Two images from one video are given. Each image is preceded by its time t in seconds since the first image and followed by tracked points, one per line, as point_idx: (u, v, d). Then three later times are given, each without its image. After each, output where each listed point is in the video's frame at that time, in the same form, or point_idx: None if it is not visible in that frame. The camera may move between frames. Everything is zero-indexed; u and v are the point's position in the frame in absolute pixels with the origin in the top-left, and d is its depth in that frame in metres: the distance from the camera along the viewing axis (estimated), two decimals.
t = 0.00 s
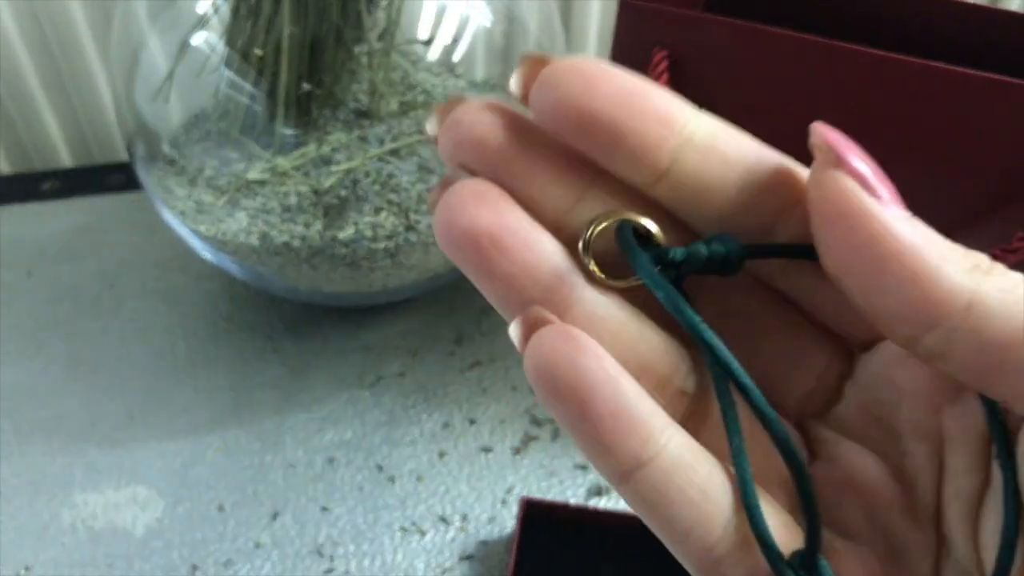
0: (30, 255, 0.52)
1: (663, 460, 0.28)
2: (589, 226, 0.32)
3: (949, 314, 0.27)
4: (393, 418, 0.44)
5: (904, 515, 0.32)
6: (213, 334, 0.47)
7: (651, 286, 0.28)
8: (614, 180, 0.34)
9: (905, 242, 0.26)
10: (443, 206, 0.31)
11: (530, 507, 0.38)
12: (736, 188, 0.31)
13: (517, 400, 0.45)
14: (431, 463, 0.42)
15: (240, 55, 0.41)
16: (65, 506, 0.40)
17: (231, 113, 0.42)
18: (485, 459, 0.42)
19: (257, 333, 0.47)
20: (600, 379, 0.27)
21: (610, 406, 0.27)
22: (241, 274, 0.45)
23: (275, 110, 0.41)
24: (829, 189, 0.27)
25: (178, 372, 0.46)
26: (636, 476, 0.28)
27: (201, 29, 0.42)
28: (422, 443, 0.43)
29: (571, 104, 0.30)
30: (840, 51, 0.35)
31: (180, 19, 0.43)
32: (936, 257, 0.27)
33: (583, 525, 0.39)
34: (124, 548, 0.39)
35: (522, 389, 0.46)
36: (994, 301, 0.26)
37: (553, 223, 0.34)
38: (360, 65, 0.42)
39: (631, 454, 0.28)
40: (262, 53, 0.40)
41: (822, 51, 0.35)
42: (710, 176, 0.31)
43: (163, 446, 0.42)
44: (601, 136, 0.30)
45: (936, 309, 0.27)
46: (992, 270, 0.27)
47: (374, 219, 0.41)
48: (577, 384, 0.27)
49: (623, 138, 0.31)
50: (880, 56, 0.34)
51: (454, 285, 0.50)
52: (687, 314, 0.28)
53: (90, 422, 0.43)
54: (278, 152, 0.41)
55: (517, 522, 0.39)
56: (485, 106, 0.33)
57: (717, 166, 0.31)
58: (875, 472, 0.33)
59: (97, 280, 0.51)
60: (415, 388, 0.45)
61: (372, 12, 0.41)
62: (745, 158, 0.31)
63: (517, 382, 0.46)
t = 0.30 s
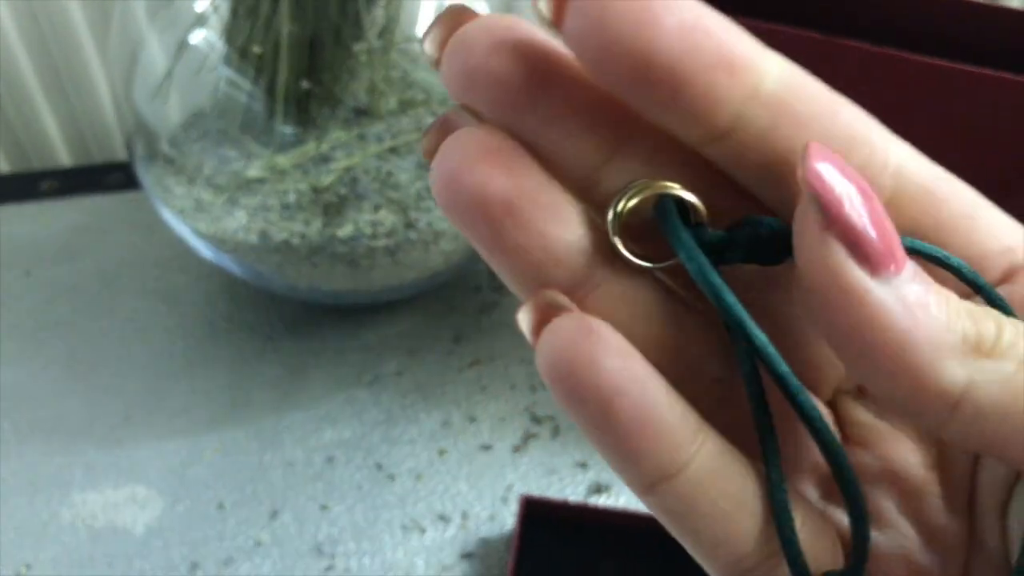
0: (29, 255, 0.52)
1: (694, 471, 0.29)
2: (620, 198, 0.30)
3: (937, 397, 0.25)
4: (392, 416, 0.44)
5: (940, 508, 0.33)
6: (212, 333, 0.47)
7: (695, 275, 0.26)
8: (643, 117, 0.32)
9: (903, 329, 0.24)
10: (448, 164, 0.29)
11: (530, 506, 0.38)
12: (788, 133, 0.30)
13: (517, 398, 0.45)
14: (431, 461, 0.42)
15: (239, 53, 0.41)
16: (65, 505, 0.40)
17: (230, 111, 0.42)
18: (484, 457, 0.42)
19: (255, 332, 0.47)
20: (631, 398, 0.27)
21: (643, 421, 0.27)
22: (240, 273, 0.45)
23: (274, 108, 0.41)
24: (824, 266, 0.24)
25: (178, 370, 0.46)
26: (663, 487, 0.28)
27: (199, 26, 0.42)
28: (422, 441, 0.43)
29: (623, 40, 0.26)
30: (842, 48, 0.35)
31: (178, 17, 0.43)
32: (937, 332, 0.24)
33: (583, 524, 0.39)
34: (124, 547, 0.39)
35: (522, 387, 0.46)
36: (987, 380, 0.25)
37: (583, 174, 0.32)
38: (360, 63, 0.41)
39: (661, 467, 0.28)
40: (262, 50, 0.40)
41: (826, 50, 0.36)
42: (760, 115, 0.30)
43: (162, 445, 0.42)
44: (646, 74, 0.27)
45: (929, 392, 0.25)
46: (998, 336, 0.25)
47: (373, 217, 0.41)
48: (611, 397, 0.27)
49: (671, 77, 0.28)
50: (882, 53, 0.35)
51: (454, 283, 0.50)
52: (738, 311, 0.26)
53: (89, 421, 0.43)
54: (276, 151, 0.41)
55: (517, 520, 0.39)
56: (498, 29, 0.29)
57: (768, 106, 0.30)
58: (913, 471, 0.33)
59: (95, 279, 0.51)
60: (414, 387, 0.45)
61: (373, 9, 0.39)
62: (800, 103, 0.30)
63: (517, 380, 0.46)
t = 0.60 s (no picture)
0: (29, 253, 0.52)
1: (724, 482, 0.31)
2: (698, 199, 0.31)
3: (876, 494, 0.24)
4: (393, 413, 0.44)
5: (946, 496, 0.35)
6: (212, 330, 0.47)
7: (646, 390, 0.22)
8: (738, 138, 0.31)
9: (814, 435, 0.23)
10: (493, 180, 0.32)
11: (533, 501, 0.38)
12: (905, 136, 0.29)
13: (518, 395, 0.45)
14: (431, 457, 0.42)
15: (240, 49, 0.41)
16: (66, 502, 0.40)
17: (230, 108, 0.42)
18: (484, 453, 0.42)
19: (255, 330, 0.47)
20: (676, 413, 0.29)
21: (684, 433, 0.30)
22: (240, 270, 0.45)
23: (275, 104, 0.41)
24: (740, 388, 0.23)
25: (178, 367, 0.46)
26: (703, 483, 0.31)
27: (200, 23, 0.42)
28: (423, 438, 0.43)
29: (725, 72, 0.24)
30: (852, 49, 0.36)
31: (178, 15, 0.43)
32: (865, 440, 0.23)
33: (584, 519, 0.39)
34: (125, 545, 0.38)
35: (522, 384, 0.46)
36: (920, 479, 0.23)
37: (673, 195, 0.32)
38: (360, 60, 0.41)
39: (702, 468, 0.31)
40: (263, 45, 0.40)
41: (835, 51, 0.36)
42: (881, 123, 0.28)
43: (163, 443, 0.42)
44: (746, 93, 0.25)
45: (861, 489, 0.24)
46: (945, 425, 0.23)
47: (374, 213, 0.41)
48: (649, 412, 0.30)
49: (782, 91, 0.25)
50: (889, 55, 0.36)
51: (455, 283, 0.50)
52: (703, 456, 0.22)
53: (90, 419, 0.43)
54: (277, 148, 0.41)
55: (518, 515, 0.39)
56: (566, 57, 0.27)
57: (886, 116, 0.28)
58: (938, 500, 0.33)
59: (95, 278, 0.51)
60: (414, 384, 0.45)
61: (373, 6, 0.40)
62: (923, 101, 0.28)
63: (517, 378, 0.46)
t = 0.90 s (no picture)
0: (28, 252, 0.52)
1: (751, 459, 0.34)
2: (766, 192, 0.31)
3: (871, 464, 0.24)
4: (392, 412, 0.44)
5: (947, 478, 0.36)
6: (212, 329, 0.48)
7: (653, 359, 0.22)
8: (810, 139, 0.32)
9: (805, 405, 0.23)
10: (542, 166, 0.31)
11: (531, 499, 0.38)
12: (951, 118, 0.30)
13: (518, 393, 0.45)
14: (432, 455, 0.42)
15: (240, 49, 0.41)
16: (67, 501, 0.40)
17: (229, 107, 0.42)
18: (484, 451, 0.42)
19: (256, 328, 0.48)
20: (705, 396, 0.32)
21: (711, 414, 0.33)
22: (240, 269, 0.45)
23: (274, 103, 0.41)
24: (739, 360, 0.23)
25: (179, 366, 0.46)
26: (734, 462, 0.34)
27: (200, 23, 0.42)
28: (423, 436, 0.43)
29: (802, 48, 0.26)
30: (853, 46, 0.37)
31: (178, 14, 0.43)
32: (860, 414, 0.23)
33: (583, 518, 0.39)
34: (125, 543, 0.39)
35: (522, 382, 0.46)
36: (913, 454, 0.23)
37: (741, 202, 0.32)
38: (359, 59, 0.41)
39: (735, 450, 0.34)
40: (262, 45, 0.40)
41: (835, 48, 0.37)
42: (933, 104, 0.30)
43: (163, 441, 0.42)
44: (820, 81, 0.27)
45: (857, 458, 0.24)
46: (940, 400, 0.23)
47: (373, 212, 0.42)
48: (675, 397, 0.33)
49: (850, 80, 0.27)
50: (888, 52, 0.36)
51: (456, 282, 0.51)
52: (710, 421, 0.21)
53: (90, 418, 0.43)
54: (277, 147, 0.41)
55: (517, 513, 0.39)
56: (657, 71, 0.27)
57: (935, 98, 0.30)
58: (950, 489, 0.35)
59: (94, 277, 0.51)
60: (414, 382, 0.45)
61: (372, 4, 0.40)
62: (972, 84, 0.29)
63: (517, 376, 0.46)
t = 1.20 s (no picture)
0: (31, 254, 0.52)
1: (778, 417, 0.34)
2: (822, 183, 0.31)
3: (881, 402, 0.24)
4: (393, 412, 0.44)
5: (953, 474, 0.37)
6: (214, 330, 0.48)
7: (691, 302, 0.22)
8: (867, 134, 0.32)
9: (818, 342, 0.23)
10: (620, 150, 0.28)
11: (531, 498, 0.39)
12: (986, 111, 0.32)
13: (518, 393, 0.46)
14: (433, 455, 0.42)
15: (241, 52, 0.41)
16: (70, 500, 0.40)
17: (231, 110, 0.42)
18: (485, 451, 0.43)
19: (257, 330, 0.48)
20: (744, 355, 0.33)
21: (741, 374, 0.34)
22: (242, 271, 0.46)
23: (276, 106, 0.41)
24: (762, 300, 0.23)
25: (181, 366, 0.46)
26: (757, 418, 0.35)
27: (201, 27, 0.42)
28: (424, 436, 0.43)
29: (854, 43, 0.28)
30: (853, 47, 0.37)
31: (179, 18, 0.43)
32: (873, 354, 0.23)
33: (584, 517, 0.39)
34: (129, 542, 0.39)
35: (522, 382, 0.46)
36: (920, 397, 0.24)
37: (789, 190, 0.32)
38: (359, 62, 0.41)
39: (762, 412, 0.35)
40: (263, 49, 0.40)
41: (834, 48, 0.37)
42: (972, 99, 0.32)
43: (165, 442, 0.43)
44: (866, 83, 0.29)
45: (865, 397, 0.24)
46: (956, 345, 0.23)
47: (374, 213, 0.42)
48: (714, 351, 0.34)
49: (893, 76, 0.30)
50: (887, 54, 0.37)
51: (456, 283, 0.51)
52: (754, 368, 0.22)
53: (93, 419, 0.44)
54: (279, 149, 0.41)
55: (518, 513, 0.39)
56: (731, 66, 0.28)
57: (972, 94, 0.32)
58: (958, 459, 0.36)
59: (97, 279, 0.51)
60: (415, 382, 0.46)
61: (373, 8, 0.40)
62: (1008, 82, 0.32)
63: (518, 376, 0.46)
